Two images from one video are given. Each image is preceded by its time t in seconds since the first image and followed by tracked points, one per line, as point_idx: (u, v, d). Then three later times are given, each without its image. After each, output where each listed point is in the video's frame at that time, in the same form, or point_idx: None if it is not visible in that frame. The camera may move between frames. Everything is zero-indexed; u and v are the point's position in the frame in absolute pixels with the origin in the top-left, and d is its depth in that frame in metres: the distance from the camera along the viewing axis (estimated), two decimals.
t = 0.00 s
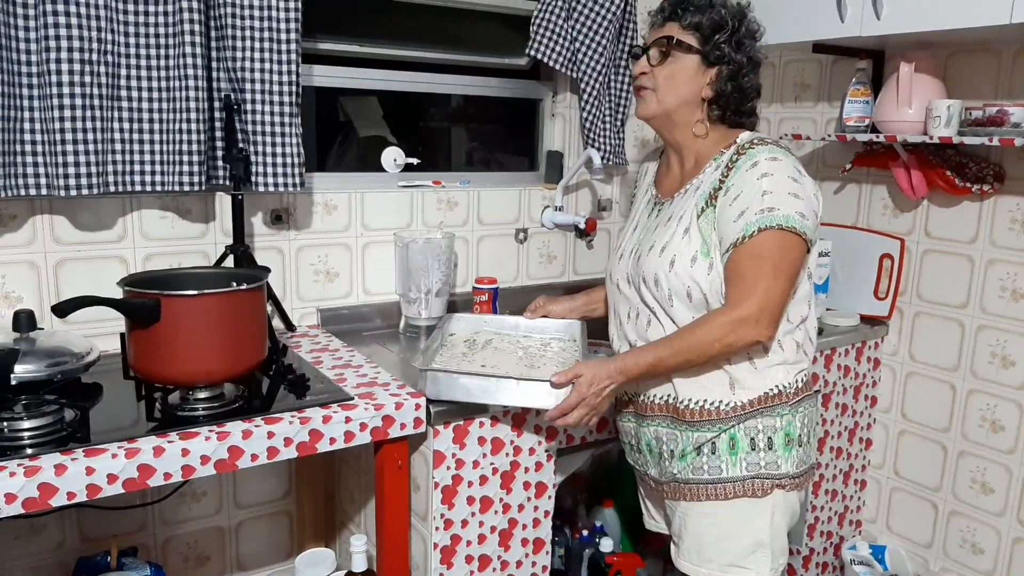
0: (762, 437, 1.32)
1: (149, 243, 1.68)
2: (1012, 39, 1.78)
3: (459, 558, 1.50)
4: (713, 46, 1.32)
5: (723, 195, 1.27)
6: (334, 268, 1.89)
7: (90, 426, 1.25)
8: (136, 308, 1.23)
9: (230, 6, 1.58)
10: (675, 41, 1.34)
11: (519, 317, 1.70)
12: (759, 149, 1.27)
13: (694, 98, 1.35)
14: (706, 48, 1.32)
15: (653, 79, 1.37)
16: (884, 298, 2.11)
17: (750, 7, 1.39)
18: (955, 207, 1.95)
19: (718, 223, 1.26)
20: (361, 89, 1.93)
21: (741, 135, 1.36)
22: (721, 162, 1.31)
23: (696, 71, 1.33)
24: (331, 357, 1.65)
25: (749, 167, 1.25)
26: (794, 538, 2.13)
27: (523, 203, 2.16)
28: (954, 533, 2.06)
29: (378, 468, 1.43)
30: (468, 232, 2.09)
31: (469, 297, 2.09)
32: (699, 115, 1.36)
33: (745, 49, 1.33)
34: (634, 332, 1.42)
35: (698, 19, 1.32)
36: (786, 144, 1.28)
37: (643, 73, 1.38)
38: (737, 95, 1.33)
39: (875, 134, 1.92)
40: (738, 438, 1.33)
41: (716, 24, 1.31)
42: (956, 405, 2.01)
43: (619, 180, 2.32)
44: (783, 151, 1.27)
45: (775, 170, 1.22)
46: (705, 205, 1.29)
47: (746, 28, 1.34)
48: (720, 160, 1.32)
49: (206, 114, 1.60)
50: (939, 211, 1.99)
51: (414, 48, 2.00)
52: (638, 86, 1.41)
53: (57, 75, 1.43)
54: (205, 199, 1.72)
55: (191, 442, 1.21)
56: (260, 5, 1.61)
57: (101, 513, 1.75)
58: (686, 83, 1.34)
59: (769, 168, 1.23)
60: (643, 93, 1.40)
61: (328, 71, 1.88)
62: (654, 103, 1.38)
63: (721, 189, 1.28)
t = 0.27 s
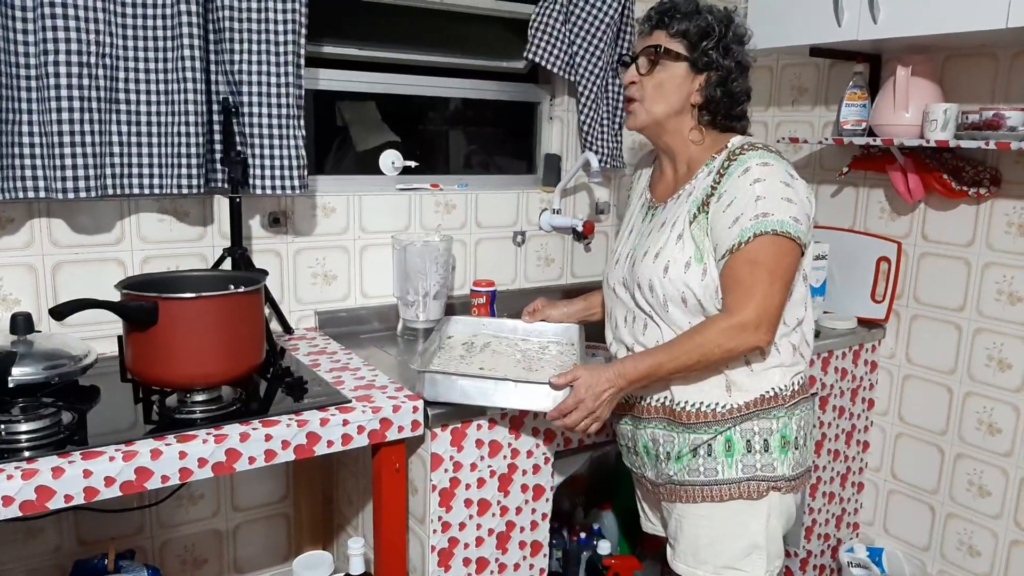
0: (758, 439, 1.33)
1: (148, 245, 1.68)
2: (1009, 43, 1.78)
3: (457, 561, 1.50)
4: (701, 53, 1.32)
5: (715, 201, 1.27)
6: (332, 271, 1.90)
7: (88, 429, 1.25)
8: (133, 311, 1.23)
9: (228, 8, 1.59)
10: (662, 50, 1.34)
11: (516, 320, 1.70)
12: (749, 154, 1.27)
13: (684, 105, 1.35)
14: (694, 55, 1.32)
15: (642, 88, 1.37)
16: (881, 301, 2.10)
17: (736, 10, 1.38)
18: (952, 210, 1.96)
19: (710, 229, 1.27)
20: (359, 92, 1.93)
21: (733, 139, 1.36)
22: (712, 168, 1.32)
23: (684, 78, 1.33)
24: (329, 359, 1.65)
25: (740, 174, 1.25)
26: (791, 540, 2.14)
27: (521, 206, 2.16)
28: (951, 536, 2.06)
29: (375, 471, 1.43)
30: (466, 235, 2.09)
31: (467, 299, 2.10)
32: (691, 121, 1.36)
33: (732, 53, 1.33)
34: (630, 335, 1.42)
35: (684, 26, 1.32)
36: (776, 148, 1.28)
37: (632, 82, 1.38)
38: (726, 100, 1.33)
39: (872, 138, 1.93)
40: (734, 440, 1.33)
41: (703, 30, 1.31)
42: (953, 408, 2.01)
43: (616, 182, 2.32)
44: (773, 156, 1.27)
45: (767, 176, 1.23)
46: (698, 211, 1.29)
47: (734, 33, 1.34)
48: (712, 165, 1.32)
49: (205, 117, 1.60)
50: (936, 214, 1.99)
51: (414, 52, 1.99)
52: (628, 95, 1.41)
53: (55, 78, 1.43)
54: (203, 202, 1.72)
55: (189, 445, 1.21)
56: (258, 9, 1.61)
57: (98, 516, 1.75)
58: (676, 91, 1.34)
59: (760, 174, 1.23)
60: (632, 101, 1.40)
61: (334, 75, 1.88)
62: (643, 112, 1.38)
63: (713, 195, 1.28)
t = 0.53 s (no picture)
0: (755, 443, 1.33)
1: (146, 249, 1.68)
2: (1006, 47, 1.79)
3: (455, 564, 1.50)
4: (693, 58, 1.32)
5: (710, 207, 1.27)
6: (330, 274, 1.90)
7: (86, 433, 1.24)
8: (131, 315, 1.23)
9: (226, 12, 1.59)
10: (654, 55, 1.34)
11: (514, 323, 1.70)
12: (743, 159, 1.27)
13: (677, 110, 1.35)
14: (686, 61, 1.32)
15: (634, 93, 1.38)
16: (878, 305, 2.13)
17: (727, 14, 1.38)
18: (948, 214, 1.96)
19: (705, 235, 1.27)
20: (358, 96, 1.93)
21: (726, 142, 1.37)
22: (706, 173, 1.32)
23: (676, 83, 1.34)
24: (327, 363, 1.65)
25: (734, 179, 1.25)
26: (789, 544, 2.14)
27: (519, 209, 2.16)
28: (949, 539, 2.06)
29: (374, 475, 1.43)
30: (465, 238, 2.09)
31: (466, 303, 2.10)
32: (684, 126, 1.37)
33: (724, 58, 1.33)
34: (627, 340, 1.42)
35: (676, 31, 1.32)
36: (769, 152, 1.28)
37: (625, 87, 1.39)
38: (719, 104, 1.33)
39: (870, 142, 1.93)
40: (731, 444, 1.33)
41: (694, 35, 1.31)
42: (951, 411, 2.01)
43: (614, 186, 2.32)
44: (766, 160, 1.27)
45: (761, 181, 1.23)
46: (692, 217, 1.30)
47: (726, 37, 1.34)
48: (706, 170, 1.33)
49: (203, 121, 1.61)
50: (934, 218, 2.00)
51: (414, 55, 1.99)
52: (621, 101, 1.41)
53: (54, 82, 1.43)
54: (201, 205, 1.72)
55: (187, 449, 1.21)
56: (257, 12, 1.61)
57: (96, 520, 1.75)
58: (668, 96, 1.34)
59: (754, 179, 1.23)
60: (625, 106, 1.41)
61: (337, 79, 1.89)
62: (637, 116, 1.39)
63: (707, 201, 1.28)
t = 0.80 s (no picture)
0: (754, 448, 1.33)
1: (146, 254, 1.68)
2: (1005, 53, 1.79)
3: (455, 570, 1.50)
4: (688, 65, 1.32)
5: (706, 214, 1.27)
6: (330, 279, 1.90)
7: (86, 438, 1.24)
8: (131, 320, 1.23)
9: (227, 17, 1.59)
10: (649, 63, 1.34)
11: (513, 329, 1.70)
12: (739, 165, 1.27)
13: (672, 116, 1.35)
14: (681, 68, 1.33)
15: (630, 100, 1.38)
16: (879, 310, 2.11)
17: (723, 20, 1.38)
18: (948, 220, 1.96)
19: (701, 242, 1.27)
20: (358, 101, 1.93)
21: (722, 149, 1.37)
22: (701, 179, 1.32)
23: (671, 89, 1.34)
24: (327, 368, 1.65)
25: (729, 186, 1.25)
26: (790, 549, 2.13)
27: (519, 215, 2.16)
28: (950, 544, 2.06)
29: (374, 480, 1.43)
30: (465, 243, 2.09)
31: (466, 308, 2.10)
32: (681, 132, 1.37)
33: (719, 64, 1.33)
34: (626, 346, 1.43)
35: (671, 38, 1.32)
36: (765, 158, 1.28)
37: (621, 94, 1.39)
38: (714, 111, 1.33)
39: (870, 147, 1.93)
40: (729, 449, 1.33)
41: (689, 42, 1.31)
42: (952, 416, 2.01)
43: (615, 191, 2.33)
44: (762, 166, 1.27)
45: (757, 187, 1.23)
46: (688, 223, 1.30)
47: (721, 44, 1.34)
48: (702, 176, 1.33)
49: (204, 126, 1.61)
50: (934, 223, 2.00)
51: (414, 61, 2.00)
52: (618, 108, 1.42)
53: (54, 88, 1.43)
54: (202, 211, 1.72)
55: (187, 455, 1.21)
56: (258, 18, 1.62)
57: (95, 525, 1.74)
58: (663, 102, 1.35)
59: (750, 185, 1.23)
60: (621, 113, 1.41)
61: (338, 84, 1.89)
62: (633, 124, 1.39)
63: (704, 208, 1.28)
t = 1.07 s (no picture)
0: (753, 450, 1.33)
1: (147, 257, 1.69)
2: (1004, 56, 1.80)
3: (455, 573, 1.50)
4: (683, 69, 1.33)
5: (703, 218, 1.27)
6: (331, 282, 1.90)
7: (87, 441, 1.25)
8: (132, 324, 1.23)
9: (228, 21, 1.60)
10: (644, 68, 1.34)
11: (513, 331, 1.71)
12: (735, 169, 1.28)
13: (668, 121, 1.36)
14: (676, 73, 1.33)
15: (625, 106, 1.38)
16: (878, 312, 2.12)
17: (717, 23, 1.38)
18: (948, 223, 1.97)
19: (699, 246, 1.28)
20: (358, 105, 1.94)
21: (719, 151, 1.37)
22: (699, 183, 1.33)
23: (666, 93, 1.34)
24: (327, 371, 1.65)
25: (726, 190, 1.26)
26: (790, 552, 2.13)
27: (519, 217, 2.17)
28: (950, 547, 2.06)
29: (374, 483, 1.43)
30: (465, 246, 2.09)
31: (466, 311, 2.10)
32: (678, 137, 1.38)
33: (714, 68, 1.34)
34: (624, 349, 1.43)
35: (665, 42, 1.33)
36: (761, 161, 1.29)
37: (616, 99, 1.40)
38: (710, 115, 1.34)
39: (870, 150, 1.94)
40: (728, 452, 1.33)
41: (683, 47, 1.32)
42: (952, 419, 2.01)
43: (615, 194, 2.33)
44: (759, 170, 1.27)
45: (753, 190, 1.23)
46: (685, 228, 1.30)
47: (715, 47, 1.34)
48: (698, 180, 1.33)
49: (204, 130, 1.61)
50: (933, 226, 2.00)
51: (413, 65, 2.01)
52: (612, 112, 1.42)
53: (56, 92, 1.44)
54: (202, 214, 1.73)
55: (188, 458, 1.21)
56: (259, 21, 1.62)
57: (96, 528, 1.75)
58: (658, 108, 1.35)
59: (746, 189, 1.23)
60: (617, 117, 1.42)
61: (339, 88, 1.90)
62: (629, 130, 1.40)
63: (700, 212, 1.29)
